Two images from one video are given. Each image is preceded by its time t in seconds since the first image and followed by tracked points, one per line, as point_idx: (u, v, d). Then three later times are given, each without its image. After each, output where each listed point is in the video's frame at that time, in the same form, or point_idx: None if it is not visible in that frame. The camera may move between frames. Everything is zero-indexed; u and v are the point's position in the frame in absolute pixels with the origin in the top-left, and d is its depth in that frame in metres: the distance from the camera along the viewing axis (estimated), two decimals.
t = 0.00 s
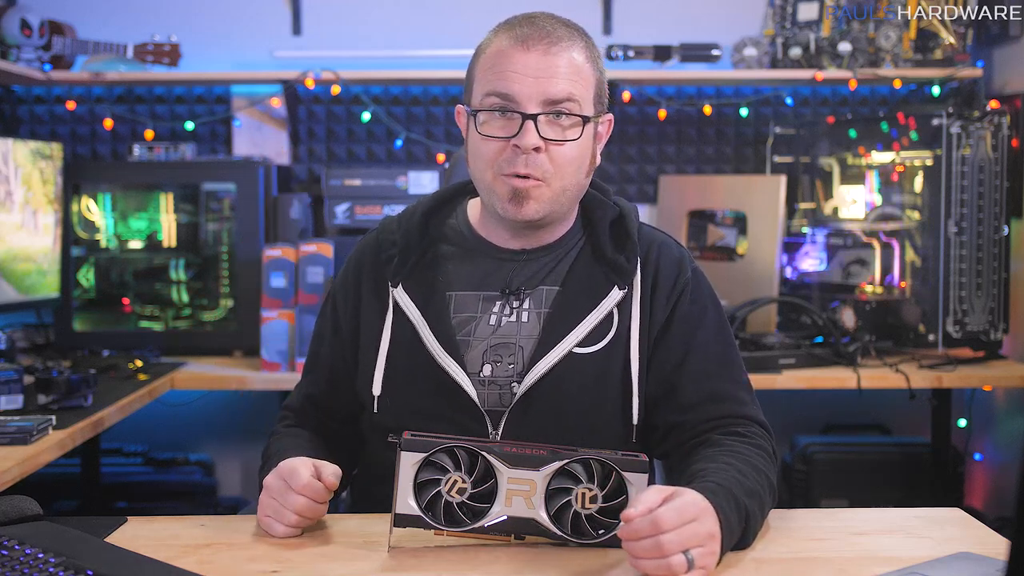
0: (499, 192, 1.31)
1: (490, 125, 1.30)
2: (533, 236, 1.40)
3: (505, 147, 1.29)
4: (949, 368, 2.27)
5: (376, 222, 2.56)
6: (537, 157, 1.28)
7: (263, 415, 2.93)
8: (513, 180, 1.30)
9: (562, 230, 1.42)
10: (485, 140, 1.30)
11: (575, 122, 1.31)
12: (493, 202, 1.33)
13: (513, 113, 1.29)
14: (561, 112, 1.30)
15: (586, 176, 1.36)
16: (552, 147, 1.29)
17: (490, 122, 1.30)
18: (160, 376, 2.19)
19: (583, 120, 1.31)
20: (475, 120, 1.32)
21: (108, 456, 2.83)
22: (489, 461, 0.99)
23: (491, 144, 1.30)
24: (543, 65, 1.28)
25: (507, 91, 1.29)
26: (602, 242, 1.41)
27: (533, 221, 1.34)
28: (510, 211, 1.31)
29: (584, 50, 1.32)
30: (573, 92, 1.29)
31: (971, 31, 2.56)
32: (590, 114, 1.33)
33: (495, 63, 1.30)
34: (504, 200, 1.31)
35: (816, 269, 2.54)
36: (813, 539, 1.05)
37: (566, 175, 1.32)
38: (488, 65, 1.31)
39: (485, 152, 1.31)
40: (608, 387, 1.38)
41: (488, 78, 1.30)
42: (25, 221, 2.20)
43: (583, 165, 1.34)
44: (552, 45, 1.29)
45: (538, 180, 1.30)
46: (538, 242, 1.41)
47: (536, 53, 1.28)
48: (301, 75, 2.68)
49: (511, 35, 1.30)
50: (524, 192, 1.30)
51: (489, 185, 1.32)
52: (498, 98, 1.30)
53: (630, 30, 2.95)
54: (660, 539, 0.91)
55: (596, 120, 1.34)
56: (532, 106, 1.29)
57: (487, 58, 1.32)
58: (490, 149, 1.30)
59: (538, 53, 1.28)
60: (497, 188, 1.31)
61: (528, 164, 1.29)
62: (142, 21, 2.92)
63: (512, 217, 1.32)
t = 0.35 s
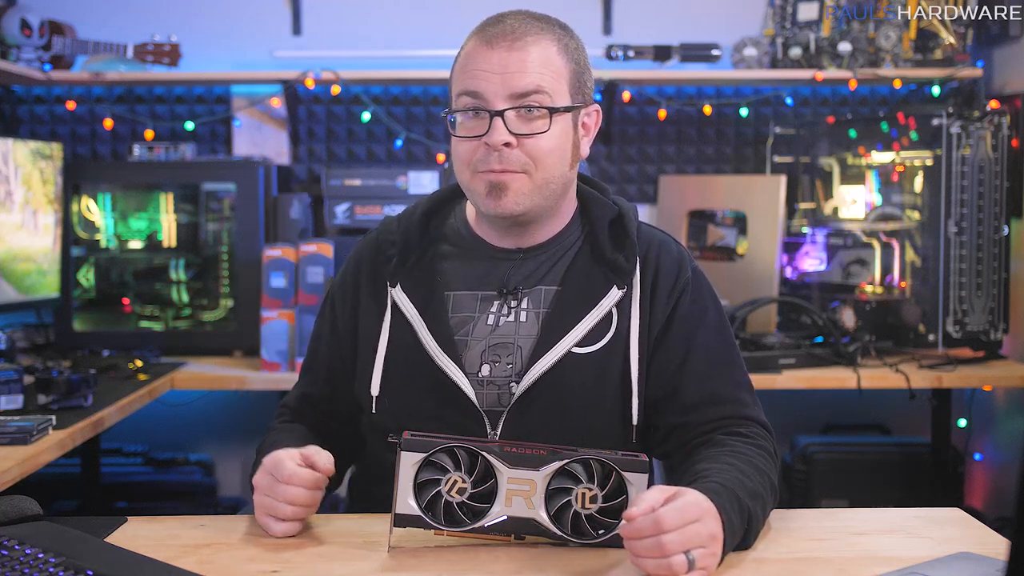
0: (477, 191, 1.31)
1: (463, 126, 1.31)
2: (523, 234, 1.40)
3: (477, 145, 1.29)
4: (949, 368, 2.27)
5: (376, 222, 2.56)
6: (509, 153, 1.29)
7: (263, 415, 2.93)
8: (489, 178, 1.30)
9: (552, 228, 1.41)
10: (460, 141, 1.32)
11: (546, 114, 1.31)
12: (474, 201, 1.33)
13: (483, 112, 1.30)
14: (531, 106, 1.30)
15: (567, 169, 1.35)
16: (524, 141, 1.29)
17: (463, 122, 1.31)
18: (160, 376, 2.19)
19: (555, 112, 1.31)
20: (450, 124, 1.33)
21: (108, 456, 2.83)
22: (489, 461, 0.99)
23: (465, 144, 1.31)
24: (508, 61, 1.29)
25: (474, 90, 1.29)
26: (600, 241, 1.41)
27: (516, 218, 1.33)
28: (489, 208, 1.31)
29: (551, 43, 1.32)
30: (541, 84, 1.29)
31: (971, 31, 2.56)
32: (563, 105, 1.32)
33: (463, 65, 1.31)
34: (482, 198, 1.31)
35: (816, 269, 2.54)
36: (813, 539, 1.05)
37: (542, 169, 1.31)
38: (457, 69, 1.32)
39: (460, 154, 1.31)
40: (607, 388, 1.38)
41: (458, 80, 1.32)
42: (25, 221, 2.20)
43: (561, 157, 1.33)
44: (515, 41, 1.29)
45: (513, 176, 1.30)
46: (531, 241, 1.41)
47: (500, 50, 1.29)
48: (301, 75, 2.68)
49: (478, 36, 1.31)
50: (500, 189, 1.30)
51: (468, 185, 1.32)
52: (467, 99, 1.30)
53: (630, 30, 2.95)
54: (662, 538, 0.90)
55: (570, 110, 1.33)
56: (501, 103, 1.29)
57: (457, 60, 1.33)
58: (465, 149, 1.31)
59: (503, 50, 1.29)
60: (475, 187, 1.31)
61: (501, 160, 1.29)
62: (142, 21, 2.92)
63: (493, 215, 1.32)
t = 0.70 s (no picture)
0: (473, 190, 1.31)
1: (457, 127, 1.32)
2: (523, 232, 1.39)
3: (470, 144, 1.29)
4: (949, 368, 2.27)
5: (376, 222, 2.56)
6: (501, 151, 1.29)
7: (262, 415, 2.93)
8: (484, 177, 1.30)
9: (549, 228, 1.41)
10: (454, 141, 1.32)
11: (537, 111, 1.30)
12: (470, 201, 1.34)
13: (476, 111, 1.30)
14: (522, 103, 1.30)
15: (562, 165, 1.35)
16: (516, 139, 1.29)
17: (457, 122, 1.31)
18: (160, 376, 2.19)
19: (546, 109, 1.31)
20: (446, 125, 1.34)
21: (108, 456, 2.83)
22: (489, 461, 0.99)
23: (458, 144, 1.31)
24: (498, 60, 1.29)
25: (465, 90, 1.30)
26: (602, 240, 1.41)
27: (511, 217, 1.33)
28: (484, 207, 1.31)
29: (542, 40, 1.32)
30: (531, 81, 1.29)
31: (971, 31, 2.56)
32: (554, 102, 1.32)
33: (455, 66, 1.32)
34: (477, 196, 1.31)
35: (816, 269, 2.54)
36: (813, 539, 1.05)
37: (534, 166, 1.31)
38: (451, 71, 1.33)
39: (456, 153, 1.32)
40: (609, 386, 1.38)
41: (450, 81, 1.32)
42: (25, 221, 2.20)
43: (555, 153, 1.33)
44: (505, 39, 1.29)
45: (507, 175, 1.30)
46: (534, 239, 1.41)
47: (490, 49, 1.29)
48: (301, 75, 2.68)
49: (469, 37, 1.32)
50: (495, 186, 1.30)
51: (464, 184, 1.32)
52: (460, 99, 1.31)
53: (630, 30, 2.95)
54: (660, 538, 0.90)
55: (563, 107, 1.33)
56: (492, 102, 1.29)
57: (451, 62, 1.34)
58: (459, 149, 1.31)
59: (492, 49, 1.29)
60: (470, 186, 1.31)
61: (494, 159, 1.29)
62: (142, 21, 2.92)
63: (489, 213, 1.32)
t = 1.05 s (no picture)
0: (476, 194, 1.31)
1: (460, 131, 1.32)
2: (525, 234, 1.39)
3: (474, 150, 1.30)
4: (949, 368, 2.27)
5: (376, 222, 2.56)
6: (505, 156, 1.29)
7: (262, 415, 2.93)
8: (488, 182, 1.30)
9: (552, 228, 1.41)
10: (457, 145, 1.31)
11: (541, 116, 1.30)
12: (473, 204, 1.34)
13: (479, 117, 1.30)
14: (526, 109, 1.30)
15: (565, 169, 1.35)
16: (520, 144, 1.29)
17: (460, 127, 1.31)
18: (160, 376, 2.19)
19: (550, 114, 1.31)
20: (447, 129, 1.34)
21: (108, 456, 2.83)
22: (489, 461, 0.99)
23: (462, 149, 1.31)
24: (500, 66, 1.28)
25: (468, 96, 1.29)
26: (604, 239, 1.41)
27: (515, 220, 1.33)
28: (488, 211, 1.31)
29: (545, 45, 1.32)
30: (534, 87, 1.29)
31: (971, 31, 2.56)
32: (557, 106, 1.32)
33: (456, 71, 1.31)
34: (481, 201, 1.31)
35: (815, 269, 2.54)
36: (813, 539, 1.05)
37: (539, 171, 1.31)
38: (452, 75, 1.32)
39: (458, 158, 1.32)
40: (610, 384, 1.38)
41: (451, 86, 1.32)
42: (25, 221, 2.20)
43: (558, 158, 1.33)
44: (508, 45, 1.29)
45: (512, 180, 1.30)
46: (535, 240, 1.41)
47: (493, 55, 1.28)
48: (301, 75, 2.68)
49: (470, 41, 1.31)
50: (499, 191, 1.30)
51: (466, 188, 1.32)
52: (462, 105, 1.30)
53: (630, 30, 2.95)
54: (660, 538, 0.90)
55: (565, 111, 1.33)
56: (496, 108, 1.29)
57: (452, 67, 1.33)
58: (462, 154, 1.31)
59: (495, 55, 1.28)
60: (474, 191, 1.31)
61: (498, 164, 1.29)
62: (142, 21, 2.92)
63: (493, 217, 1.32)
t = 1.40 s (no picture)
0: (493, 188, 1.30)
1: (483, 123, 1.30)
2: (534, 232, 1.39)
3: (496, 144, 1.29)
4: (949, 368, 2.27)
5: (376, 222, 2.56)
6: (527, 154, 1.28)
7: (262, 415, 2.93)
8: (505, 177, 1.29)
9: (560, 228, 1.41)
10: (479, 137, 1.30)
11: (567, 119, 1.30)
12: (488, 197, 1.33)
13: (505, 111, 1.29)
14: (553, 110, 1.29)
15: (582, 173, 1.35)
16: (543, 144, 1.29)
17: (483, 119, 1.30)
18: (160, 376, 2.19)
19: (575, 118, 1.31)
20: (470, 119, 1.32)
21: (108, 456, 2.83)
22: (489, 461, 0.99)
23: (483, 141, 1.30)
24: (533, 64, 1.28)
25: (497, 89, 1.28)
26: (610, 241, 1.41)
27: (528, 217, 1.33)
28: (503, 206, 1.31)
29: (577, 48, 1.32)
30: (564, 89, 1.29)
31: (970, 31, 2.56)
32: (583, 111, 1.33)
33: (487, 62, 1.30)
34: (497, 195, 1.31)
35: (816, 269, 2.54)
36: (813, 539, 1.05)
37: (557, 172, 1.31)
38: (481, 65, 1.31)
39: (478, 149, 1.30)
40: (613, 383, 1.38)
41: (479, 77, 1.31)
42: (25, 221, 2.20)
43: (577, 161, 1.33)
44: (542, 43, 1.29)
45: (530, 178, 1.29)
46: (543, 239, 1.41)
47: (527, 52, 1.28)
48: (301, 75, 2.69)
49: (503, 35, 1.30)
50: (516, 188, 1.29)
51: (483, 181, 1.31)
52: (489, 96, 1.29)
53: (630, 30, 2.95)
54: (659, 538, 0.90)
55: (590, 117, 1.34)
56: (523, 105, 1.29)
57: (481, 57, 1.32)
58: (483, 146, 1.30)
59: (529, 52, 1.28)
60: (490, 184, 1.30)
61: (519, 161, 1.28)
62: (142, 21, 2.92)
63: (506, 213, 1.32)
